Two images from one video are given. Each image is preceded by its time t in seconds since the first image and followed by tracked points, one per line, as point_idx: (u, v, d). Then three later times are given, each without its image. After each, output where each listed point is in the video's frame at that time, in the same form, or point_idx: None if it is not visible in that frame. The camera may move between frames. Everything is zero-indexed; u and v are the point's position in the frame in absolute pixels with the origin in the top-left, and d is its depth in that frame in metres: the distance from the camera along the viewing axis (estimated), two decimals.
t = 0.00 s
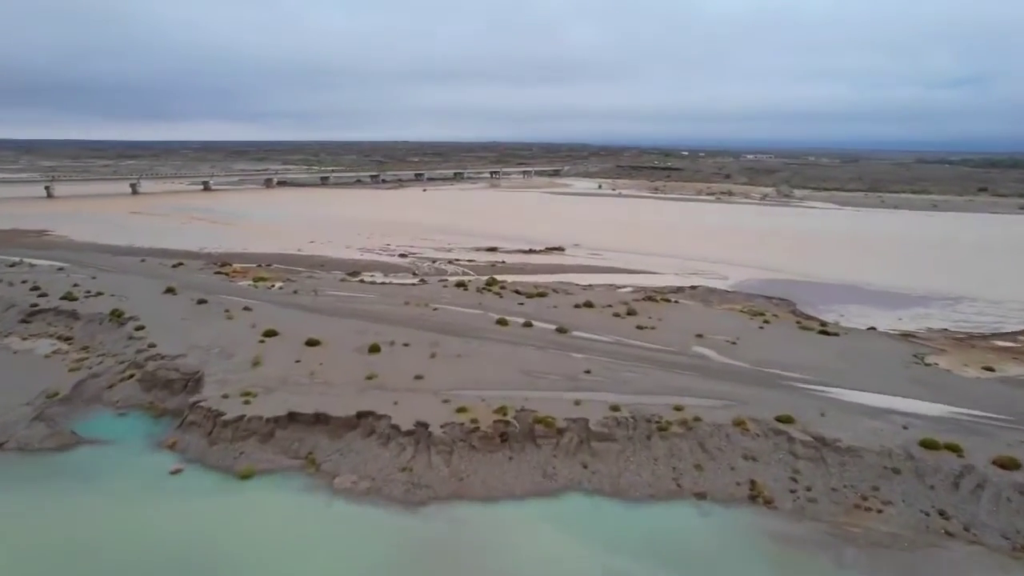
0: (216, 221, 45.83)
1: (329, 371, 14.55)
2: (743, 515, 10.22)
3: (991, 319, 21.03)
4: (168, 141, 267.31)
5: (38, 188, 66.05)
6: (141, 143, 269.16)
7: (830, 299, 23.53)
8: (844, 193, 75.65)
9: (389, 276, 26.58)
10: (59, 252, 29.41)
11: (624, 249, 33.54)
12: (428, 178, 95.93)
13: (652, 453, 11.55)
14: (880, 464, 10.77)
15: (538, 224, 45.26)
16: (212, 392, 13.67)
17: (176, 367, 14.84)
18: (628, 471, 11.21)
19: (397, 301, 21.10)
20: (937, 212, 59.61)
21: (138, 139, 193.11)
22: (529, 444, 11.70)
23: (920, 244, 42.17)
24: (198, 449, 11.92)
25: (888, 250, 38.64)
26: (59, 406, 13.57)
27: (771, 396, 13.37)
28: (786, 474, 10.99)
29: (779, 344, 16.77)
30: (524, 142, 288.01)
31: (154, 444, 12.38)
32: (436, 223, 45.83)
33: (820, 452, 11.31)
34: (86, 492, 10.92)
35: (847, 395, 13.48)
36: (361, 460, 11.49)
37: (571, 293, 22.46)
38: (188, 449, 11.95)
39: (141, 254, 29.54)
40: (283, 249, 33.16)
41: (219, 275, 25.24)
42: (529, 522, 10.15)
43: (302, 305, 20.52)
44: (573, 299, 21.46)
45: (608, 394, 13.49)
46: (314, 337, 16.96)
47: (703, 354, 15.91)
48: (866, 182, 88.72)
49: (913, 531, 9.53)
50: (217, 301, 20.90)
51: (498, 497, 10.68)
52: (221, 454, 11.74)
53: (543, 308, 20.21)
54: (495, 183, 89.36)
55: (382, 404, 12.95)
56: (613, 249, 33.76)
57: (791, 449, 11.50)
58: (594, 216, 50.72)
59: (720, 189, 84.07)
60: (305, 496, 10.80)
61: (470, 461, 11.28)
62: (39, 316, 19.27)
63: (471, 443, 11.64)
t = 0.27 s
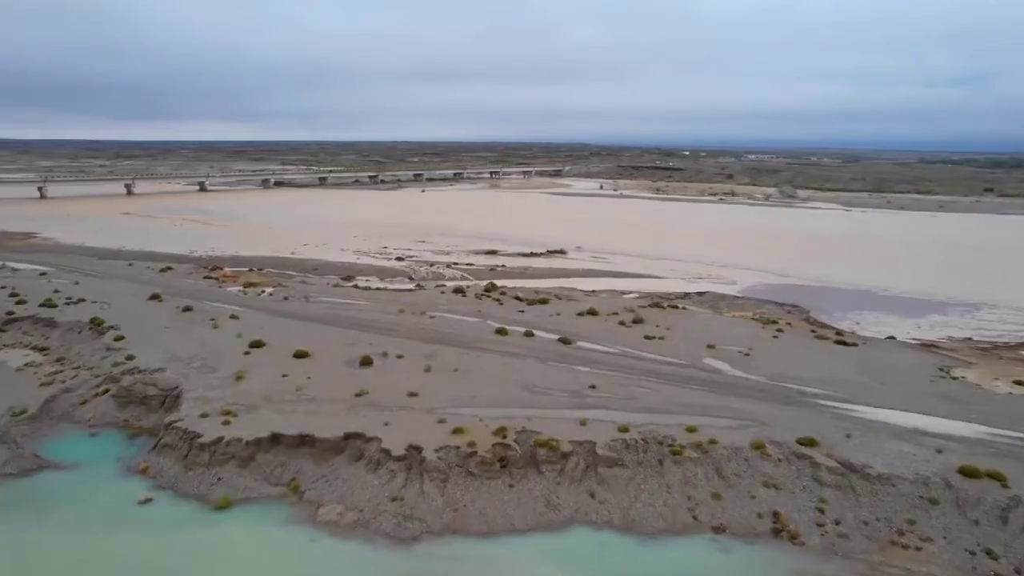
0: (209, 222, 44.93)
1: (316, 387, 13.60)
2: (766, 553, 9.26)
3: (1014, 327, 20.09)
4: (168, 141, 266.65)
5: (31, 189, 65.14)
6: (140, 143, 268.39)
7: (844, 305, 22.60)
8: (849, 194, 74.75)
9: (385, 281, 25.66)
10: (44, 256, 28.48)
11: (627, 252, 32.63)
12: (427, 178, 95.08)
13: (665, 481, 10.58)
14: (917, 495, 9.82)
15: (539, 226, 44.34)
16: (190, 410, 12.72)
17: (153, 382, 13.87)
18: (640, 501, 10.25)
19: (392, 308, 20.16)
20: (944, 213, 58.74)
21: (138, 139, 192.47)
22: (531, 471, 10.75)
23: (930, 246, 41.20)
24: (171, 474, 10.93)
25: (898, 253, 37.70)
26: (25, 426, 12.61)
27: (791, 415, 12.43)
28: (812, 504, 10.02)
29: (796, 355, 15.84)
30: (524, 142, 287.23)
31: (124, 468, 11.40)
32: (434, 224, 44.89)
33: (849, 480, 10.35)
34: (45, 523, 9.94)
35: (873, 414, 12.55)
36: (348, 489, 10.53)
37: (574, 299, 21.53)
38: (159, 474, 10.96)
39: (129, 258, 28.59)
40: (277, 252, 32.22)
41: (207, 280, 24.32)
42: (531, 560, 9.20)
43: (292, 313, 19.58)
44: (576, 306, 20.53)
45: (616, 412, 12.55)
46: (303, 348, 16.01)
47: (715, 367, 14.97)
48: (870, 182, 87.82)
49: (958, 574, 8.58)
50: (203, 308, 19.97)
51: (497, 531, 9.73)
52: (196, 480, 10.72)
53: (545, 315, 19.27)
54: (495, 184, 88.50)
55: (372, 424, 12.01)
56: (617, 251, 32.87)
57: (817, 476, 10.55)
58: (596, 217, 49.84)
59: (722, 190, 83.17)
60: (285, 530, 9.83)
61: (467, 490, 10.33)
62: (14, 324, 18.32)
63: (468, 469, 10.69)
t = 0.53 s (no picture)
0: (203, 224, 44.01)
1: (302, 405, 12.68)
2: None
3: None
4: (167, 141, 265.68)
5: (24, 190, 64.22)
6: (139, 143, 267.33)
7: (858, 313, 21.69)
8: (853, 194, 73.87)
9: (380, 286, 24.74)
10: (28, 259, 27.56)
11: (630, 255, 31.73)
12: (427, 179, 94.20)
13: (680, 513, 9.64)
14: (960, 532, 8.91)
15: (539, 228, 43.46)
16: (165, 431, 11.78)
17: (127, 399, 12.92)
18: (653, 536, 9.31)
19: (386, 317, 19.25)
20: (951, 214, 57.87)
21: (136, 139, 191.56)
22: (533, 502, 9.84)
23: (940, 248, 40.28)
24: (139, 505, 9.99)
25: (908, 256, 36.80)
26: None
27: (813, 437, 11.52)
28: (843, 540, 9.05)
29: (813, 368, 14.93)
30: (524, 141, 286.20)
31: (89, 497, 10.44)
32: (433, 226, 43.98)
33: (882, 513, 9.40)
34: None
35: (901, 435, 11.63)
36: (332, 522, 9.60)
37: (577, 306, 20.63)
38: (126, 506, 10.01)
39: (116, 262, 27.66)
40: (270, 256, 31.30)
41: (195, 285, 23.41)
42: None
43: (282, 322, 18.65)
44: (580, 313, 19.62)
45: (624, 434, 11.63)
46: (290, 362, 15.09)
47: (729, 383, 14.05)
48: (874, 182, 86.92)
49: None
50: (188, 316, 19.04)
51: (495, 571, 8.79)
52: (165, 513, 9.77)
53: (547, 324, 18.35)
54: (495, 184, 87.64)
55: (361, 448, 11.09)
56: (620, 255, 31.97)
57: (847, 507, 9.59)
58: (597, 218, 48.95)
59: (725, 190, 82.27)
60: (261, 570, 8.88)
61: (463, 525, 9.41)
62: None
63: (464, 500, 9.78)
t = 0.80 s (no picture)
0: (197, 226, 43.13)
1: (286, 426, 11.75)
2: None
3: None
4: (166, 141, 264.70)
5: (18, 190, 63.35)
6: (138, 142, 266.47)
7: (873, 320, 20.77)
8: (858, 195, 72.95)
9: (375, 292, 23.84)
10: (12, 263, 26.65)
11: (634, 258, 30.82)
12: (426, 179, 93.31)
13: (697, 553, 8.69)
14: None
15: (540, 230, 42.57)
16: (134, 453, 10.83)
17: (97, 418, 11.96)
18: None
19: (379, 325, 18.33)
20: (958, 215, 56.97)
21: (134, 139, 190.69)
22: (536, 539, 8.91)
23: (951, 250, 39.36)
24: (100, 542, 9.03)
25: (919, 259, 35.88)
26: None
27: (840, 462, 10.58)
28: None
29: (833, 383, 14.02)
30: (524, 141, 285.13)
31: (46, 531, 9.48)
32: (431, 227, 43.10)
33: (923, 554, 8.45)
34: None
35: (935, 461, 10.69)
36: (313, 562, 8.66)
37: (580, 314, 19.71)
38: (86, 543, 9.06)
39: (103, 265, 26.74)
40: (263, 259, 30.39)
41: (182, 291, 22.51)
42: None
43: (270, 331, 17.72)
44: (583, 322, 18.72)
45: (634, 459, 10.71)
46: (276, 376, 14.16)
47: (744, 401, 13.12)
48: (878, 183, 86.02)
49: None
50: (171, 324, 18.11)
51: None
52: (128, 552, 8.82)
53: (549, 334, 17.41)
54: (495, 184, 86.79)
55: (347, 475, 10.16)
56: (622, 258, 31.06)
57: (883, 546, 8.62)
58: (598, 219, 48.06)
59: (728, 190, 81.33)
60: None
61: (457, 566, 8.47)
62: None
63: (459, 538, 8.85)
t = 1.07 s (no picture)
0: (190, 228, 42.22)
1: (266, 451, 10.80)
2: None
3: None
4: (165, 140, 263.90)
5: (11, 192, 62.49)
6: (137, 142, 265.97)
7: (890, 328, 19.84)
8: (863, 196, 72.03)
9: (369, 298, 22.91)
10: None
11: (638, 262, 29.88)
12: (426, 179, 92.38)
13: None
14: None
15: (542, 232, 41.62)
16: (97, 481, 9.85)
17: (61, 441, 10.99)
18: None
19: (372, 335, 17.39)
20: (967, 216, 56.01)
21: (133, 140, 189.65)
22: None
23: (961, 252, 38.47)
24: None
25: (929, 262, 34.99)
26: None
27: (871, 492, 9.62)
28: None
29: (856, 400, 13.08)
30: (525, 141, 284.23)
31: None
32: (429, 229, 42.20)
33: None
34: None
35: (976, 491, 9.74)
36: None
37: (584, 323, 18.78)
38: None
39: (89, 270, 25.80)
40: (255, 262, 29.46)
41: (167, 297, 21.58)
42: None
43: (256, 343, 16.79)
44: (587, 331, 17.78)
45: (645, 490, 9.76)
46: (259, 394, 13.22)
47: (762, 421, 12.16)
48: (882, 183, 85.10)
49: None
50: (152, 334, 17.17)
51: None
52: None
53: (551, 345, 16.48)
54: (495, 185, 85.86)
55: (330, 509, 9.21)
56: (626, 261, 30.12)
57: None
58: (600, 221, 47.13)
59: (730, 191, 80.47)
60: None
61: None
62: None
63: None
